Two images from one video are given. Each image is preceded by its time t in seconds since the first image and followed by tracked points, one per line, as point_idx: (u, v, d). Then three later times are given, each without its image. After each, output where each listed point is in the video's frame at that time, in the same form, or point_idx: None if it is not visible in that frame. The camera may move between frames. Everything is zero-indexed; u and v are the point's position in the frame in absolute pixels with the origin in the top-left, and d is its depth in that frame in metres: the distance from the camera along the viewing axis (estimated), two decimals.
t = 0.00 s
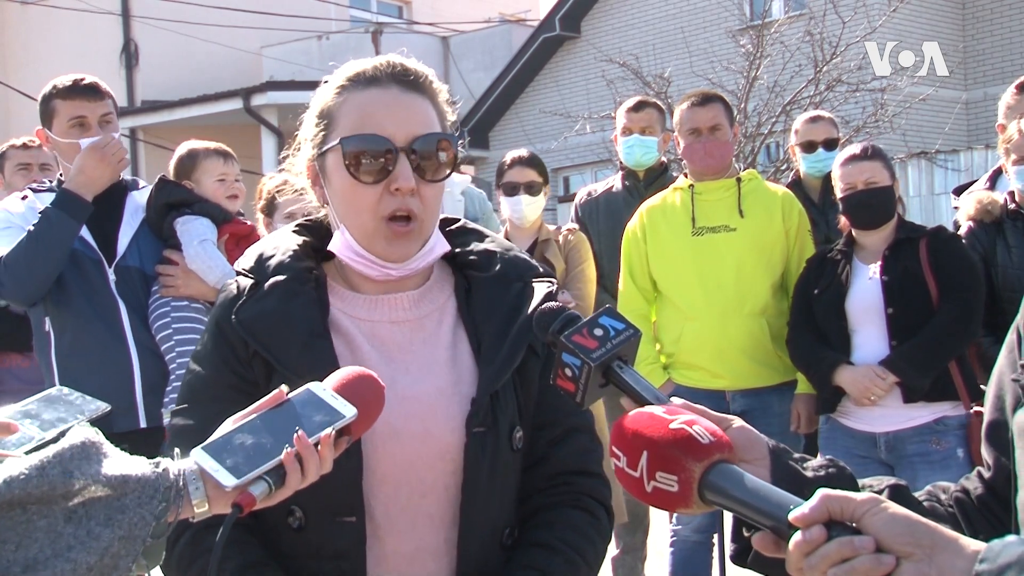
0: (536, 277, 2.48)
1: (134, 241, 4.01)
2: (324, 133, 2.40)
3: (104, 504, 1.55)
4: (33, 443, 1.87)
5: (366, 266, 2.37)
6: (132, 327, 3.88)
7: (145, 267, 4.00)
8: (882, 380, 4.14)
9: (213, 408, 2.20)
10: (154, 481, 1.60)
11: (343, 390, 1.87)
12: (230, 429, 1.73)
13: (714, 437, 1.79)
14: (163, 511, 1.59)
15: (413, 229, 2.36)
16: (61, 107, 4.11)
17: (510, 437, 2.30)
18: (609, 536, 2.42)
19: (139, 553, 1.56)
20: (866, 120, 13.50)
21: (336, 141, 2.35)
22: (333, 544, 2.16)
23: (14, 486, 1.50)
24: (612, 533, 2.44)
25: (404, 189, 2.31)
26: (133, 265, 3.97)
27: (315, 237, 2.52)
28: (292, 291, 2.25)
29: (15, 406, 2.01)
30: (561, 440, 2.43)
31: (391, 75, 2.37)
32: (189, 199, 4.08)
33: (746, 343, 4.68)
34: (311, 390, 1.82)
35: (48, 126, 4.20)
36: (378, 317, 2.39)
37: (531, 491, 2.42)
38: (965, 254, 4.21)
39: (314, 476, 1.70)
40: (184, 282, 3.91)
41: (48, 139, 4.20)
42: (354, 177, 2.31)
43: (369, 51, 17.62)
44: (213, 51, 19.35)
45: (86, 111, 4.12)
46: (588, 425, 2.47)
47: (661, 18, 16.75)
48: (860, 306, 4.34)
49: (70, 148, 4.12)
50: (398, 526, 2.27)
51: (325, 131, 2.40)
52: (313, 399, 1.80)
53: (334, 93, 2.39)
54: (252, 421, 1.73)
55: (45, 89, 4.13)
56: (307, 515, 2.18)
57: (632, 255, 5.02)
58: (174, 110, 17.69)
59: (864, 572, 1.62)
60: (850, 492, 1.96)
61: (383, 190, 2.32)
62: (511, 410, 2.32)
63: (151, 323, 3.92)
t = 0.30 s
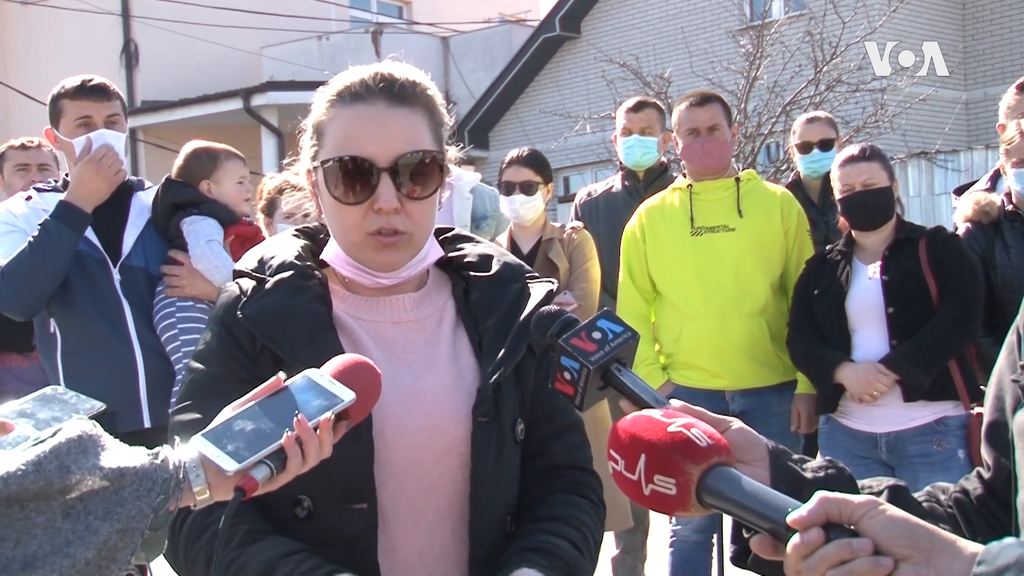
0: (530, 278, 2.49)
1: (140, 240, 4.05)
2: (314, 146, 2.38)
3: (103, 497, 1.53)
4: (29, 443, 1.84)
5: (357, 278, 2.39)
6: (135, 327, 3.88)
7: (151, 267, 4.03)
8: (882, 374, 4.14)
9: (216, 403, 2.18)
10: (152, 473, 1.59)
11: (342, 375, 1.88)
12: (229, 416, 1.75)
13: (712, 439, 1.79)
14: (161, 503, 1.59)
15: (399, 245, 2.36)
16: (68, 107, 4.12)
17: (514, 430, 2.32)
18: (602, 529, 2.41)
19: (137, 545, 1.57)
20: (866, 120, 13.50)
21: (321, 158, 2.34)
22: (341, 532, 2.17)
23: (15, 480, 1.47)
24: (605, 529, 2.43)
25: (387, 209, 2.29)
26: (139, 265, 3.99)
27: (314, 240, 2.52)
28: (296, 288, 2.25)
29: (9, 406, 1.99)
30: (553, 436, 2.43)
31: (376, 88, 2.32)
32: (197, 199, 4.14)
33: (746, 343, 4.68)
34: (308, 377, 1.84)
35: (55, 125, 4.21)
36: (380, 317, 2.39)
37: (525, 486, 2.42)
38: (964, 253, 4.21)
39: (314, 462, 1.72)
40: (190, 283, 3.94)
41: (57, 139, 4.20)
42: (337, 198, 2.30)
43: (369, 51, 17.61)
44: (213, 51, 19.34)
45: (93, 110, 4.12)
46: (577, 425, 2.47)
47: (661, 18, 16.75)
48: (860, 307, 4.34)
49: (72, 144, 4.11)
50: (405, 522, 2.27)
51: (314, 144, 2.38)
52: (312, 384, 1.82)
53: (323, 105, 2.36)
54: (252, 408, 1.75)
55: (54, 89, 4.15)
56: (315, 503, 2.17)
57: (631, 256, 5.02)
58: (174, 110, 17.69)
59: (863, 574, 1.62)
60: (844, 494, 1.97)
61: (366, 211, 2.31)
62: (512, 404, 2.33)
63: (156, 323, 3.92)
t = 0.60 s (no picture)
0: (535, 281, 2.52)
1: (147, 240, 4.06)
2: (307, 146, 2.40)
3: (102, 504, 1.53)
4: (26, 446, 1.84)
5: (349, 275, 2.39)
6: (136, 327, 3.88)
7: (158, 267, 4.03)
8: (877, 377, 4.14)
9: (214, 407, 2.18)
10: (150, 477, 1.59)
11: (339, 375, 1.89)
12: (227, 419, 1.75)
13: (711, 443, 1.79)
14: (160, 508, 1.59)
15: (388, 240, 2.34)
16: (80, 100, 4.13)
17: (524, 433, 2.33)
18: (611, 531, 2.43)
19: (136, 549, 1.57)
20: (866, 120, 13.49)
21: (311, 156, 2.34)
22: (349, 532, 2.15)
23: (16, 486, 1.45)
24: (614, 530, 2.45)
25: (373, 203, 2.29)
26: (145, 265, 4.01)
27: (315, 239, 2.52)
28: (301, 287, 2.26)
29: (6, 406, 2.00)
30: (562, 440, 2.44)
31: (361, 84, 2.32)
32: (203, 199, 4.15)
33: (747, 343, 4.68)
34: (308, 377, 1.83)
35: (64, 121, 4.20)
36: (384, 317, 2.39)
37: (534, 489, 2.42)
38: (964, 252, 4.20)
39: (315, 462, 1.71)
40: (195, 283, 3.93)
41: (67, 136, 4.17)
42: (323, 194, 2.30)
43: (369, 51, 17.59)
44: (212, 51, 19.34)
45: (102, 100, 4.13)
46: (576, 426, 2.48)
47: (661, 18, 16.75)
48: (858, 307, 4.34)
49: (82, 137, 4.08)
50: (414, 521, 2.26)
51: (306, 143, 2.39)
52: (310, 386, 1.81)
53: (314, 105, 2.38)
54: (250, 409, 1.75)
55: (64, 87, 4.17)
56: (325, 505, 2.16)
57: (630, 256, 5.02)
58: (174, 111, 17.70)
59: None
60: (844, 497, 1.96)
61: (353, 206, 2.30)
62: (521, 406, 2.34)
63: (162, 324, 3.92)
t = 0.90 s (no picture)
0: (539, 277, 2.48)
1: (155, 239, 4.06)
2: (307, 144, 2.40)
3: (116, 516, 1.47)
4: (26, 446, 1.91)
5: (359, 269, 2.38)
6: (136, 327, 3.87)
7: (166, 268, 4.04)
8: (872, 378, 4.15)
9: (211, 406, 2.20)
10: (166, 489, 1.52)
11: (350, 386, 1.91)
12: (238, 427, 1.75)
13: (711, 445, 1.78)
14: (175, 521, 1.53)
15: (399, 230, 2.36)
16: (86, 101, 4.12)
17: (516, 435, 2.32)
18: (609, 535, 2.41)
19: (151, 563, 1.51)
20: (866, 120, 13.49)
21: (315, 153, 2.35)
22: (340, 534, 2.16)
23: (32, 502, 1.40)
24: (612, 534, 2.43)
25: (382, 194, 2.29)
26: (153, 265, 4.01)
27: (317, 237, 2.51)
28: (297, 287, 2.25)
29: (9, 406, 2.04)
30: (561, 440, 2.44)
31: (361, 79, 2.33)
32: (208, 200, 4.13)
33: (746, 344, 4.68)
34: (317, 388, 1.85)
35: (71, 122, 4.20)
36: (383, 318, 2.38)
37: (530, 494, 2.42)
38: (964, 252, 4.18)
39: (325, 472, 1.73)
40: (199, 282, 3.92)
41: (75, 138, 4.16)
42: (332, 189, 2.31)
43: (369, 51, 17.58)
44: (212, 51, 19.33)
45: (108, 100, 4.12)
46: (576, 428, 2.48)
47: (661, 18, 16.74)
48: (856, 307, 4.34)
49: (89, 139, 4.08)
50: (405, 523, 2.26)
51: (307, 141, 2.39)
52: (320, 397, 1.83)
53: (313, 103, 2.38)
54: (262, 419, 1.76)
55: (73, 86, 4.16)
56: (314, 505, 2.16)
57: (630, 255, 5.01)
58: (174, 111, 17.69)
59: None
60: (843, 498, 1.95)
61: (364, 198, 2.31)
62: (517, 408, 2.33)
63: (167, 323, 3.91)
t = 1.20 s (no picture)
0: (534, 282, 2.49)
1: (160, 238, 4.05)
2: (320, 141, 2.38)
3: (114, 520, 1.53)
4: (30, 443, 1.92)
5: (379, 263, 2.36)
6: (139, 328, 3.87)
7: (170, 267, 4.02)
8: (873, 378, 4.15)
9: (215, 412, 2.18)
10: (164, 493, 1.58)
11: (347, 394, 1.88)
12: (235, 433, 1.74)
13: (711, 448, 1.77)
14: (172, 525, 1.58)
15: (424, 224, 2.37)
16: (92, 101, 4.12)
17: (517, 437, 2.32)
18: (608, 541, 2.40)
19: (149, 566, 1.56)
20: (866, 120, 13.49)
21: (337, 147, 2.34)
22: (343, 540, 2.16)
23: (32, 504, 1.46)
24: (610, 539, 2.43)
25: (414, 187, 2.32)
26: (157, 265, 4.00)
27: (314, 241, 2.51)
28: (295, 295, 2.25)
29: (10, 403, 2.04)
30: (560, 441, 2.43)
31: (385, 77, 2.37)
32: (210, 200, 4.11)
33: (746, 344, 4.68)
34: (316, 393, 1.82)
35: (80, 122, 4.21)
36: (381, 320, 2.38)
37: (530, 496, 2.41)
38: (965, 251, 4.17)
39: (321, 478, 1.70)
40: (199, 284, 3.90)
41: (84, 137, 4.18)
42: (363, 179, 2.31)
43: (369, 51, 17.59)
44: (213, 51, 19.33)
45: (113, 100, 4.12)
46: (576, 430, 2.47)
47: (661, 18, 16.74)
48: (857, 306, 4.33)
49: (94, 138, 4.10)
50: (408, 523, 2.26)
51: (322, 137, 2.38)
52: (317, 402, 1.80)
53: (327, 99, 2.38)
54: (259, 424, 1.74)
55: (81, 86, 4.18)
56: (318, 514, 2.16)
57: (629, 256, 5.01)
58: (173, 111, 17.69)
59: None
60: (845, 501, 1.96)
61: (392, 191, 2.32)
62: (517, 410, 2.33)
63: (168, 323, 3.90)
